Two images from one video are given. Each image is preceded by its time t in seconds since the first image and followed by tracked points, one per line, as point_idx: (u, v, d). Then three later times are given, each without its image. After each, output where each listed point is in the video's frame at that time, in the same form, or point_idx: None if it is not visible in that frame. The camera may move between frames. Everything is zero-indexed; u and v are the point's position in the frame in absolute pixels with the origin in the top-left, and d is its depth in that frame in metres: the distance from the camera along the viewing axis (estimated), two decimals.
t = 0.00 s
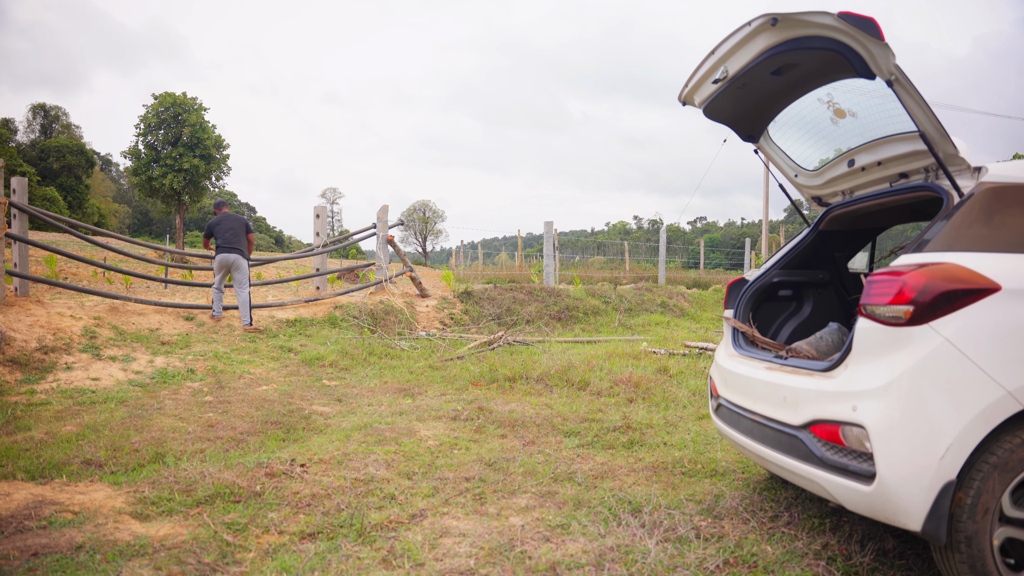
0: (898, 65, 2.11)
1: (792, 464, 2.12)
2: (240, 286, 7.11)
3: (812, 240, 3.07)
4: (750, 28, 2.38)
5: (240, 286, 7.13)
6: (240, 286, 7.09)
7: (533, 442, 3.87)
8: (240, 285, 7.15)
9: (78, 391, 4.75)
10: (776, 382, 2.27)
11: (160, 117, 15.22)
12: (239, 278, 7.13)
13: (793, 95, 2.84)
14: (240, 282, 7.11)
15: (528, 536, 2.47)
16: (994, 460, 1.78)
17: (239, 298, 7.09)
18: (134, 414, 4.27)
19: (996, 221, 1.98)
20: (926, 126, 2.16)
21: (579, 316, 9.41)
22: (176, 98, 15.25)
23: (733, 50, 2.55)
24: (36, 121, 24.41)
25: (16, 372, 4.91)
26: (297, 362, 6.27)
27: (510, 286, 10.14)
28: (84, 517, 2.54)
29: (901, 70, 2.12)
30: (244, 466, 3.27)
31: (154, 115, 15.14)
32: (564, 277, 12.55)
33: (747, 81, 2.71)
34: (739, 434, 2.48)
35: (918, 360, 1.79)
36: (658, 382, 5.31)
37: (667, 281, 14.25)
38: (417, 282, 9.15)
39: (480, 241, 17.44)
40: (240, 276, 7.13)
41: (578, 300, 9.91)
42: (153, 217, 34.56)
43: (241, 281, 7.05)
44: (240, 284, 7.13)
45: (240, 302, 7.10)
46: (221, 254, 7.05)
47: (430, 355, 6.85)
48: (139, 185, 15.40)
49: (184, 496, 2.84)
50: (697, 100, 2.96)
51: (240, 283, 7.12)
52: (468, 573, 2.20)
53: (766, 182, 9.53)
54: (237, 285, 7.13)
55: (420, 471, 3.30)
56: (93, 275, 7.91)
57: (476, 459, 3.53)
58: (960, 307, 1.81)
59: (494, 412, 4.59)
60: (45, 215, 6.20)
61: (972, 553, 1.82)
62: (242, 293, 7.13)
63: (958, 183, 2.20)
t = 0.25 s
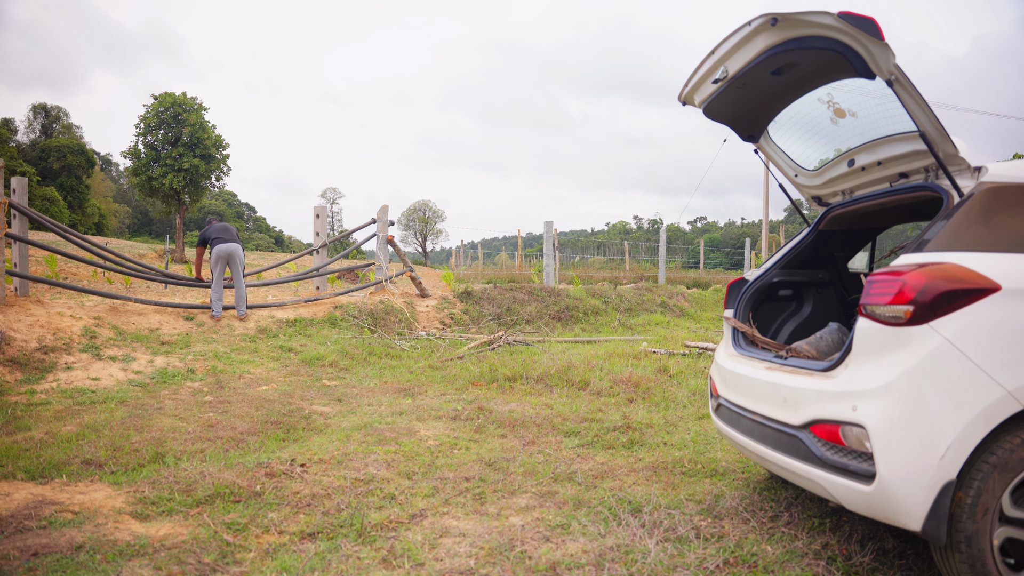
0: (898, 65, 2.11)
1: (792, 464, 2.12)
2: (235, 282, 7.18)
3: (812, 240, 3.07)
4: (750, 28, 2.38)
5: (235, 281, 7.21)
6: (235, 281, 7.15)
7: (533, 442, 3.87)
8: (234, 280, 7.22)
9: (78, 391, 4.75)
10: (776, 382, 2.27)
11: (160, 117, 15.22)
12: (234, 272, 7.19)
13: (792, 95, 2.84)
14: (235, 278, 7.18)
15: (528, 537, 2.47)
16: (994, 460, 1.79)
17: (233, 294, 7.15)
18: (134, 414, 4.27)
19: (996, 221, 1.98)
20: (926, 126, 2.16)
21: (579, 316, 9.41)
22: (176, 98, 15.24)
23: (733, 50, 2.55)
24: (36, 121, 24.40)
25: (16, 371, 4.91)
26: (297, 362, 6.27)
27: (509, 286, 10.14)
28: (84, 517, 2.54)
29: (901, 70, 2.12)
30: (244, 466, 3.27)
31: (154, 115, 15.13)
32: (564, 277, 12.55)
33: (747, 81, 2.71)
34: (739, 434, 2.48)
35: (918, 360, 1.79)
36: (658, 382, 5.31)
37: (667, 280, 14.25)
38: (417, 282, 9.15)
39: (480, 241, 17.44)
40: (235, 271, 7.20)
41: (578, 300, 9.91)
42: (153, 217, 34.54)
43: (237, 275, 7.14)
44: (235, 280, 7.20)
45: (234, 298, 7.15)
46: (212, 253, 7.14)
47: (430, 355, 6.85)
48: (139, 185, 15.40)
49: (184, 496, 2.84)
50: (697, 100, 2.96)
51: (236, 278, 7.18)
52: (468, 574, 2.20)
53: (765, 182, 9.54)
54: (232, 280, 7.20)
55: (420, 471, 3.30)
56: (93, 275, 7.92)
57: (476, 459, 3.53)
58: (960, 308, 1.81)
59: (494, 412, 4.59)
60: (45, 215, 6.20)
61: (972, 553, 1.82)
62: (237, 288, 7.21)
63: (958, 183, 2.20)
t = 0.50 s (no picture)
0: (898, 65, 2.11)
1: (792, 464, 2.12)
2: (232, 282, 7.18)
3: (812, 240, 3.07)
4: (750, 28, 2.38)
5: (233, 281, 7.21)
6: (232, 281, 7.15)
7: (533, 442, 3.87)
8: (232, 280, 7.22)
9: (78, 391, 4.75)
10: (776, 382, 2.27)
11: (160, 117, 15.22)
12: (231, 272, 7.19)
13: (793, 95, 2.84)
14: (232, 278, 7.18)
15: (528, 537, 2.47)
16: (994, 460, 1.79)
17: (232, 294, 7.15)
18: (134, 414, 4.27)
19: (996, 222, 1.98)
20: (926, 126, 2.16)
21: (579, 316, 9.41)
22: (176, 97, 15.24)
23: (733, 50, 2.55)
24: (36, 121, 24.40)
25: (16, 371, 4.91)
26: (297, 362, 6.27)
27: (509, 286, 10.14)
28: (84, 517, 2.55)
29: (901, 70, 2.12)
30: (244, 466, 3.27)
31: (154, 116, 15.13)
32: (564, 277, 12.55)
33: (747, 81, 2.71)
34: (739, 434, 2.48)
35: (918, 360, 1.79)
36: (658, 382, 5.31)
37: (667, 281, 14.25)
38: (417, 282, 9.15)
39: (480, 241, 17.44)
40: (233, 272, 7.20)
41: (578, 300, 9.91)
42: (153, 217, 34.54)
43: (235, 275, 7.14)
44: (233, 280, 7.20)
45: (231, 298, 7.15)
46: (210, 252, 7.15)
47: (430, 355, 6.85)
48: (139, 185, 15.40)
49: (184, 496, 2.84)
50: (697, 100, 2.96)
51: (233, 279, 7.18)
52: (468, 573, 2.20)
53: (765, 182, 9.55)
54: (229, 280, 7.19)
55: (420, 471, 3.30)
56: (93, 275, 7.92)
57: (476, 459, 3.53)
58: (960, 308, 1.81)
59: (494, 412, 4.59)
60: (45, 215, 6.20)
61: (972, 553, 1.82)
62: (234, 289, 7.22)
63: (958, 183, 2.20)
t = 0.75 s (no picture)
0: (898, 65, 2.11)
1: (792, 464, 2.12)
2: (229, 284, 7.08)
3: (812, 241, 3.07)
4: (750, 28, 2.38)
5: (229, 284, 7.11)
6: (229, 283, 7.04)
7: (533, 442, 3.87)
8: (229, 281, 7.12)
9: (78, 391, 4.75)
10: (776, 382, 2.28)
11: (160, 117, 15.22)
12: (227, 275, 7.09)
13: (793, 95, 2.84)
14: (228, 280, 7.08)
15: (528, 536, 2.47)
16: (994, 460, 1.78)
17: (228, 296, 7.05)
18: (134, 414, 4.27)
19: (996, 222, 1.98)
20: (926, 126, 2.16)
21: (579, 316, 9.41)
22: (176, 97, 15.24)
23: (733, 50, 2.55)
24: (37, 121, 24.41)
25: (16, 371, 4.91)
26: (297, 362, 6.27)
27: (509, 286, 10.14)
28: (84, 517, 2.54)
29: (901, 70, 2.12)
30: (244, 466, 3.27)
31: (154, 116, 15.13)
32: (564, 278, 12.55)
33: (747, 81, 2.71)
34: (739, 434, 2.48)
35: (918, 360, 1.79)
36: (658, 382, 5.31)
37: (667, 281, 14.25)
38: (417, 282, 9.15)
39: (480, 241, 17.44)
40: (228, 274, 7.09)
41: (578, 300, 9.91)
42: (153, 217, 34.53)
43: (229, 277, 7.00)
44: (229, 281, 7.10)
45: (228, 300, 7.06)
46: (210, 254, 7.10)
47: (430, 355, 6.85)
48: (139, 185, 15.39)
49: (184, 496, 2.84)
50: (697, 100, 2.96)
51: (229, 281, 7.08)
52: (468, 573, 2.20)
53: (765, 182, 9.56)
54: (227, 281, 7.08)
55: (420, 471, 3.30)
56: (93, 275, 7.92)
57: (476, 459, 3.53)
58: (960, 308, 1.81)
59: (494, 412, 4.59)
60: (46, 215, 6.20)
61: (972, 553, 1.82)
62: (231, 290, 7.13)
63: (958, 183, 2.20)
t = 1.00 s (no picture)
0: (898, 65, 2.11)
1: (792, 464, 2.12)
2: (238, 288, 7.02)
3: (812, 241, 3.07)
4: (750, 28, 2.38)
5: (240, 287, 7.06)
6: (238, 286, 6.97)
7: (533, 442, 3.87)
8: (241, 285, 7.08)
9: (78, 391, 4.75)
10: (776, 382, 2.28)
11: (160, 117, 15.22)
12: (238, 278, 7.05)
13: (793, 95, 2.84)
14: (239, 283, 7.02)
15: (528, 536, 2.47)
16: (994, 460, 1.79)
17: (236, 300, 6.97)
18: (134, 414, 4.27)
19: (996, 222, 1.98)
20: (926, 126, 2.16)
21: (579, 316, 9.41)
22: (176, 97, 15.24)
23: (733, 50, 2.55)
24: (37, 121, 24.41)
25: (16, 372, 4.91)
26: (297, 362, 6.27)
27: (509, 286, 10.14)
28: (84, 517, 2.54)
29: (901, 71, 2.12)
30: (244, 466, 3.27)
31: (154, 116, 15.13)
32: (563, 278, 12.55)
33: (747, 81, 2.71)
34: (739, 434, 2.48)
35: (918, 360, 1.79)
36: (658, 382, 5.31)
37: (667, 281, 14.25)
38: (417, 282, 9.15)
39: (480, 241, 17.44)
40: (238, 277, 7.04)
41: (578, 300, 9.91)
42: (153, 217, 34.53)
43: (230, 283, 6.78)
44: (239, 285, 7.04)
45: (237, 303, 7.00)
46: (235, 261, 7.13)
47: (430, 355, 6.85)
48: (139, 185, 15.39)
49: (184, 496, 2.84)
50: (697, 100, 2.96)
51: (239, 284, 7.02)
52: (468, 573, 2.20)
53: (765, 182, 9.56)
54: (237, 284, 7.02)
55: (420, 471, 3.30)
56: (93, 275, 7.92)
57: (476, 459, 3.53)
58: (960, 308, 1.81)
59: (494, 412, 4.59)
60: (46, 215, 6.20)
61: (972, 553, 1.82)
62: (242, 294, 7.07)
63: (958, 183, 2.20)
